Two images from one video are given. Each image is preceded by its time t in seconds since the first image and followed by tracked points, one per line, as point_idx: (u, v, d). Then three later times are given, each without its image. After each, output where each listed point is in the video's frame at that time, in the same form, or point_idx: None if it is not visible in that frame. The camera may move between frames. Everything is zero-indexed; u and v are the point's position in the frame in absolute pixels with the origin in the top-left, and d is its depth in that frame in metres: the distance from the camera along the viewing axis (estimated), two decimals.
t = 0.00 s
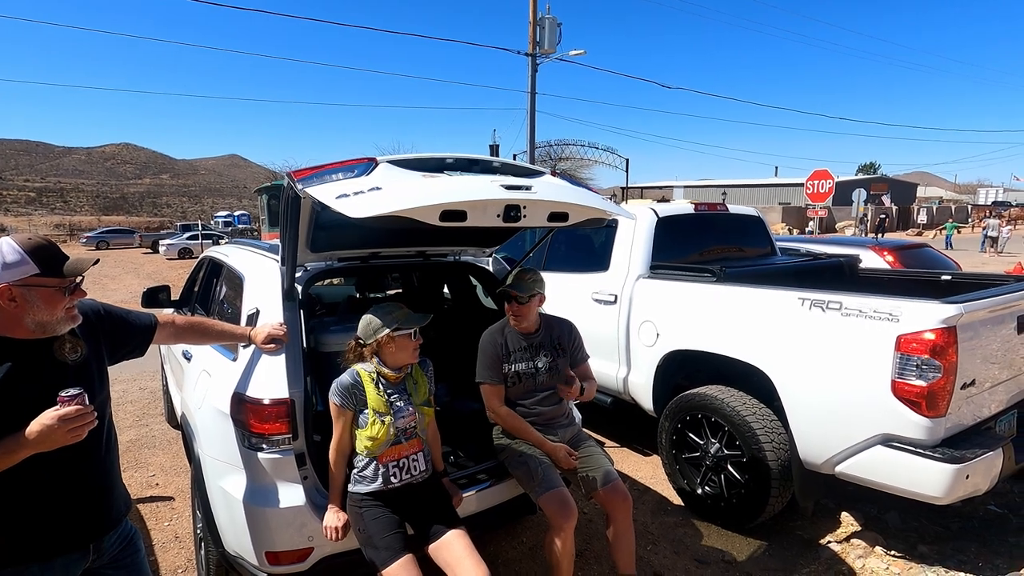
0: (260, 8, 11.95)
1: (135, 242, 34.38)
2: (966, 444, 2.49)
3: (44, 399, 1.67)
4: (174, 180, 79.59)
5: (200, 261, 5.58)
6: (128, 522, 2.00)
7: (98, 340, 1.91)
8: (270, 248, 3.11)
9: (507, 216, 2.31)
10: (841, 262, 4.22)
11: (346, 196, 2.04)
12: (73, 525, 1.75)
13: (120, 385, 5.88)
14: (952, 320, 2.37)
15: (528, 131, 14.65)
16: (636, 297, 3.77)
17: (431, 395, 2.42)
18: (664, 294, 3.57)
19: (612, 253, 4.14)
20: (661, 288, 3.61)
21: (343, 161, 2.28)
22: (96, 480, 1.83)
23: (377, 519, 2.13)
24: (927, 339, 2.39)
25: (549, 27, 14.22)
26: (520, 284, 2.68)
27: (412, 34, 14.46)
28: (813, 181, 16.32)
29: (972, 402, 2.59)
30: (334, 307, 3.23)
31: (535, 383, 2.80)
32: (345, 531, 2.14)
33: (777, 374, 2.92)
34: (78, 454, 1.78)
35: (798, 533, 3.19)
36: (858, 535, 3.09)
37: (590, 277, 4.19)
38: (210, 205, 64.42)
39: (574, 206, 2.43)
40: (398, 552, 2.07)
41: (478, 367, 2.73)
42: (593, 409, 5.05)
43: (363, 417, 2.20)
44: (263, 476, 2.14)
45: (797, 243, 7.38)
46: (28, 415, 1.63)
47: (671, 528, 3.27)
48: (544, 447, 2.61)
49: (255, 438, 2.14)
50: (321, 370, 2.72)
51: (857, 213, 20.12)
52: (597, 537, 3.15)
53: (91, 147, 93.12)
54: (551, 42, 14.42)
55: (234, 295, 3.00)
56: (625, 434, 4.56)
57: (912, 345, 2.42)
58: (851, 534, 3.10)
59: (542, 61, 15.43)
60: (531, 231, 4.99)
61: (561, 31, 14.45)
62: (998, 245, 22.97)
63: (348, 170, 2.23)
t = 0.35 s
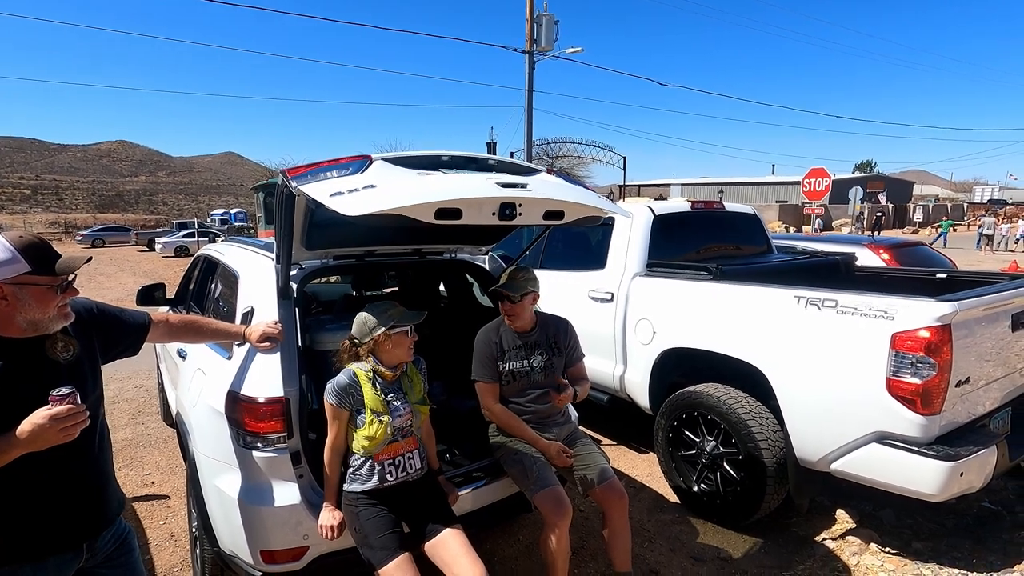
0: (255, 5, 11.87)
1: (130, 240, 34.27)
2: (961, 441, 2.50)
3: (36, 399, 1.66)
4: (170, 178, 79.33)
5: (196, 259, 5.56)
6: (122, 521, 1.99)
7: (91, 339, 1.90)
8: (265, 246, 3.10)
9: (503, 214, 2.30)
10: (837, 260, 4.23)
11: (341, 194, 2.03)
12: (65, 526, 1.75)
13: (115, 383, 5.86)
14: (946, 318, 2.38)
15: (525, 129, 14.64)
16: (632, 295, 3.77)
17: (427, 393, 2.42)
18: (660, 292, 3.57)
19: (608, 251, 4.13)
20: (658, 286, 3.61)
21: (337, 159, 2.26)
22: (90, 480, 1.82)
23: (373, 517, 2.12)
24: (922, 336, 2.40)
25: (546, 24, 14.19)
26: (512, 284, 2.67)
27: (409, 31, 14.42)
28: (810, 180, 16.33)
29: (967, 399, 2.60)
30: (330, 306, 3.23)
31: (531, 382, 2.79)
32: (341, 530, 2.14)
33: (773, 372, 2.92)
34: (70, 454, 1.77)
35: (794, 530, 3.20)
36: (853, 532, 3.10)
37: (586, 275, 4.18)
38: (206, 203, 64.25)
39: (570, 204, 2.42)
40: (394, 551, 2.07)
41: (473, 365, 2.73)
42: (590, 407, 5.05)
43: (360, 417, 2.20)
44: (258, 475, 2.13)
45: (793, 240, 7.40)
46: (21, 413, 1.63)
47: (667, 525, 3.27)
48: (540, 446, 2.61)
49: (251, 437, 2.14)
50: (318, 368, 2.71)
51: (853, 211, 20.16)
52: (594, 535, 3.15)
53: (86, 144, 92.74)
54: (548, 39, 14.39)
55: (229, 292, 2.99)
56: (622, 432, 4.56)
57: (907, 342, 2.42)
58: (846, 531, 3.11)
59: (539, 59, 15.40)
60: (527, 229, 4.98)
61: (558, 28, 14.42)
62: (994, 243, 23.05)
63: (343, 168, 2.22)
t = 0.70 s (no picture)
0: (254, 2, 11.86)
1: (128, 238, 34.20)
2: (958, 439, 2.51)
3: (33, 399, 1.65)
4: (168, 176, 79.17)
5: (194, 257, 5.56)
6: (121, 520, 1.99)
7: (90, 337, 1.90)
8: (264, 244, 3.09)
9: (502, 212, 2.30)
10: (835, 259, 4.24)
11: (340, 192, 2.03)
12: (63, 525, 1.75)
13: (114, 381, 5.86)
14: (944, 316, 2.39)
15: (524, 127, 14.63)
16: (631, 293, 3.77)
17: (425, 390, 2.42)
18: (659, 290, 3.57)
19: (607, 250, 4.13)
20: (657, 285, 3.61)
21: (336, 157, 2.26)
22: (89, 479, 1.83)
23: (373, 514, 2.13)
24: (920, 335, 2.40)
25: (545, 22, 14.17)
26: (512, 283, 2.68)
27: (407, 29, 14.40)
28: (808, 178, 16.34)
29: (964, 397, 2.61)
30: (328, 304, 3.22)
31: (530, 380, 2.79)
32: (340, 528, 2.14)
33: (771, 370, 2.93)
34: (69, 452, 1.77)
35: (792, 528, 3.21)
36: (851, 530, 3.11)
37: (585, 273, 4.19)
38: (204, 200, 64.15)
39: (569, 202, 2.42)
40: (393, 548, 2.07)
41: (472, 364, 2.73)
42: (589, 405, 5.06)
43: (360, 414, 2.20)
44: (257, 473, 2.13)
45: (792, 239, 7.40)
46: (20, 412, 1.62)
47: (666, 523, 3.28)
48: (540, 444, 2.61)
49: (249, 435, 2.14)
50: (317, 367, 2.71)
51: (851, 209, 20.19)
52: (592, 533, 3.16)
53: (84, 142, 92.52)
54: (547, 37, 14.37)
55: (228, 291, 2.98)
56: (620, 430, 4.57)
57: (906, 341, 2.43)
58: (843, 529, 3.12)
59: (538, 57, 15.38)
60: (526, 228, 4.98)
61: (557, 26, 14.41)
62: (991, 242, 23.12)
63: (342, 166, 2.22)
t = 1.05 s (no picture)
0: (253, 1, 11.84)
1: (127, 236, 34.15)
2: (956, 438, 2.51)
3: (32, 397, 1.65)
4: (166, 174, 79.05)
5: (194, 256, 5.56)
6: (120, 518, 1.99)
7: (88, 336, 1.89)
8: (262, 243, 3.09)
9: (501, 211, 2.30)
10: (834, 258, 4.24)
11: (338, 191, 2.03)
12: (62, 524, 1.74)
13: (113, 380, 5.86)
14: (941, 315, 2.39)
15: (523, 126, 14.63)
16: (630, 292, 3.77)
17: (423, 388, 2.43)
18: (658, 289, 3.57)
19: (606, 249, 4.14)
20: (655, 284, 3.61)
21: (335, 155, 2.26)
22: (88, 477, 1.83)
23: (372, 511, 2.13)
24: (918, 334, 2.40)
25: (545, 20, 14.14)
26: (510, 282, 2.68)
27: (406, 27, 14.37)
28: (807, 177, 16.35)
29: (962, 396, 2.61)
30: (327, 303, 3.22)
31: (530, 379, 2.80)
32: (339, 526, 2.14)
33: (769, 368, 2.93)
34: (67, 451, 1.77)
35: (790, 526, 3.22)
36: (849, 529, 3.12)
37: (584, 272, 4.19)
38: (203, 199, 64.08)
39: (568, 201, 2.43)
40: (393, 545, 2.07)
41: (471, 363, 2.73)
42: (587, 404, 5.06)
43: (360, 412, 2.20)
44: (256, 472, 2.13)
45: (791, 238, 7.42)
46: (18, 410, 1.62)
47: (664, 521, 3.29)
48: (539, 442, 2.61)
49: (248, 434, 2.14)
50: (315, 366, 2.71)
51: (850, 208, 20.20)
52: (591, 531, 3.16)
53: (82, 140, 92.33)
54: (547, 36, 14.37)
55: (226, 289, 2.98)
56: (619, 429, 4.57)
57: (903, 340, 2.43)
58: (841, 527, 3.13)
59: (537, 56, 15.37)
60: (525, 227, 4.99)
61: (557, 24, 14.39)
62: (989, 240, 23.16)
63: (340, 164, 2.21)
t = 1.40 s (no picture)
0: None
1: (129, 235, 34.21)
2: (958, 439, 2.51)
3: (34, 397, 1.66)
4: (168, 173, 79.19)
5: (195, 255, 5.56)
6: (122, 517, 1.99)
7: (90, 335, 1.90)
8: (264, 243, 3.10)
9: (502, 211, 2.30)
10: (836, 258, 4.24)
11: (340, 191, 2.03)
12: (64, 523, 1.75)
13: (114, 379, 5.87)
14: (944, 316, 2.39)
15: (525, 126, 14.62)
16: (631, 292, 3.77)
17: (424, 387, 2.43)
18: (660, 289, 3.57)
19: (607, 249, 4.14)
20: (657, 283, 3.61)
21: (336, 155, 2.26)
22: (90, 476, 1.83)
23: (373, 511, 2.13)
24: (920, 334, 2.40)
25: (546, 20, 14.14)
26: (511, 282, 2.68)
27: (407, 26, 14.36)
28: (809, 176, 16.32)
29: (964, 397, 2.60)
30: (328, 302, 3.23)
31: (530, 379, 2.80)
32: (341, 526, 2.14)
33: (771, 368, 2.93)
34: (69, 451, 1.77)
35: (791, 526, 3.22)
36: (850, 529, 3.11)
37: (585, 272, 4.19)
38: (205, 198, 64.17)
39: (569, 202, 2.42)
40: (394, 545, 2.08)
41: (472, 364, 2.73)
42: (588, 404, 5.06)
43: (360, 411, 2.21)
44: (258, 472, 2.14)
45: (793, 238, 7.42)
46: (20, 410, 1.63)
47: (665, 521, 3.29)
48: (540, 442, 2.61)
49: (250, 434, 2.14)
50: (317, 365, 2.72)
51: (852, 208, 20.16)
52: (592, 531, 3.17)
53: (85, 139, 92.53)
54: (548, 35, 14.36)
55: (228, 289, 2.98)
56: (620, 428, 4.57)
57: (906, 340, 2.43)
58: (843, 528, 3.13)
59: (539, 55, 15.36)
60: (526, 227, 4.99)
61: (558, 24, 14.38)
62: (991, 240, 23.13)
63: (341, 165, 2.21)
